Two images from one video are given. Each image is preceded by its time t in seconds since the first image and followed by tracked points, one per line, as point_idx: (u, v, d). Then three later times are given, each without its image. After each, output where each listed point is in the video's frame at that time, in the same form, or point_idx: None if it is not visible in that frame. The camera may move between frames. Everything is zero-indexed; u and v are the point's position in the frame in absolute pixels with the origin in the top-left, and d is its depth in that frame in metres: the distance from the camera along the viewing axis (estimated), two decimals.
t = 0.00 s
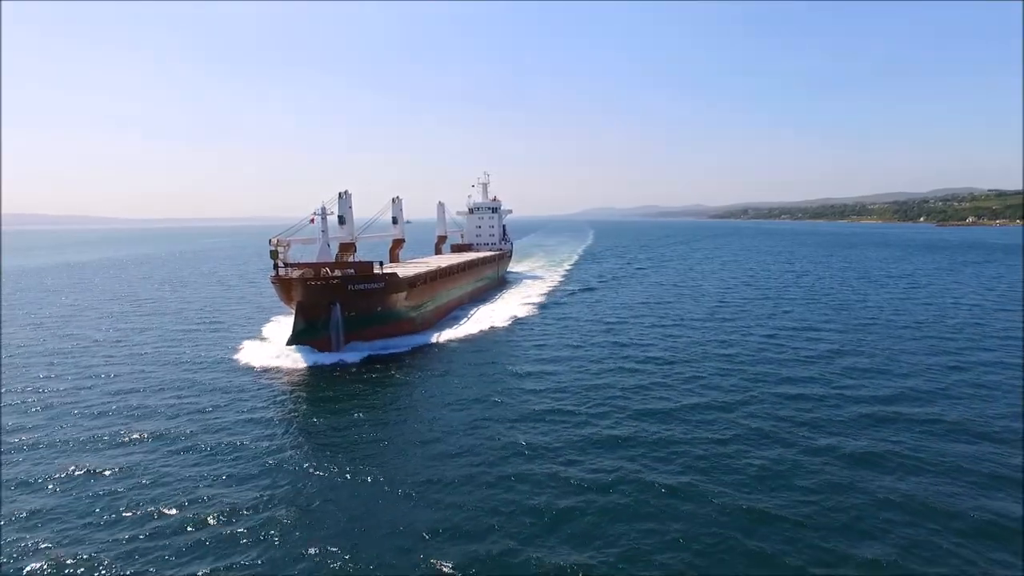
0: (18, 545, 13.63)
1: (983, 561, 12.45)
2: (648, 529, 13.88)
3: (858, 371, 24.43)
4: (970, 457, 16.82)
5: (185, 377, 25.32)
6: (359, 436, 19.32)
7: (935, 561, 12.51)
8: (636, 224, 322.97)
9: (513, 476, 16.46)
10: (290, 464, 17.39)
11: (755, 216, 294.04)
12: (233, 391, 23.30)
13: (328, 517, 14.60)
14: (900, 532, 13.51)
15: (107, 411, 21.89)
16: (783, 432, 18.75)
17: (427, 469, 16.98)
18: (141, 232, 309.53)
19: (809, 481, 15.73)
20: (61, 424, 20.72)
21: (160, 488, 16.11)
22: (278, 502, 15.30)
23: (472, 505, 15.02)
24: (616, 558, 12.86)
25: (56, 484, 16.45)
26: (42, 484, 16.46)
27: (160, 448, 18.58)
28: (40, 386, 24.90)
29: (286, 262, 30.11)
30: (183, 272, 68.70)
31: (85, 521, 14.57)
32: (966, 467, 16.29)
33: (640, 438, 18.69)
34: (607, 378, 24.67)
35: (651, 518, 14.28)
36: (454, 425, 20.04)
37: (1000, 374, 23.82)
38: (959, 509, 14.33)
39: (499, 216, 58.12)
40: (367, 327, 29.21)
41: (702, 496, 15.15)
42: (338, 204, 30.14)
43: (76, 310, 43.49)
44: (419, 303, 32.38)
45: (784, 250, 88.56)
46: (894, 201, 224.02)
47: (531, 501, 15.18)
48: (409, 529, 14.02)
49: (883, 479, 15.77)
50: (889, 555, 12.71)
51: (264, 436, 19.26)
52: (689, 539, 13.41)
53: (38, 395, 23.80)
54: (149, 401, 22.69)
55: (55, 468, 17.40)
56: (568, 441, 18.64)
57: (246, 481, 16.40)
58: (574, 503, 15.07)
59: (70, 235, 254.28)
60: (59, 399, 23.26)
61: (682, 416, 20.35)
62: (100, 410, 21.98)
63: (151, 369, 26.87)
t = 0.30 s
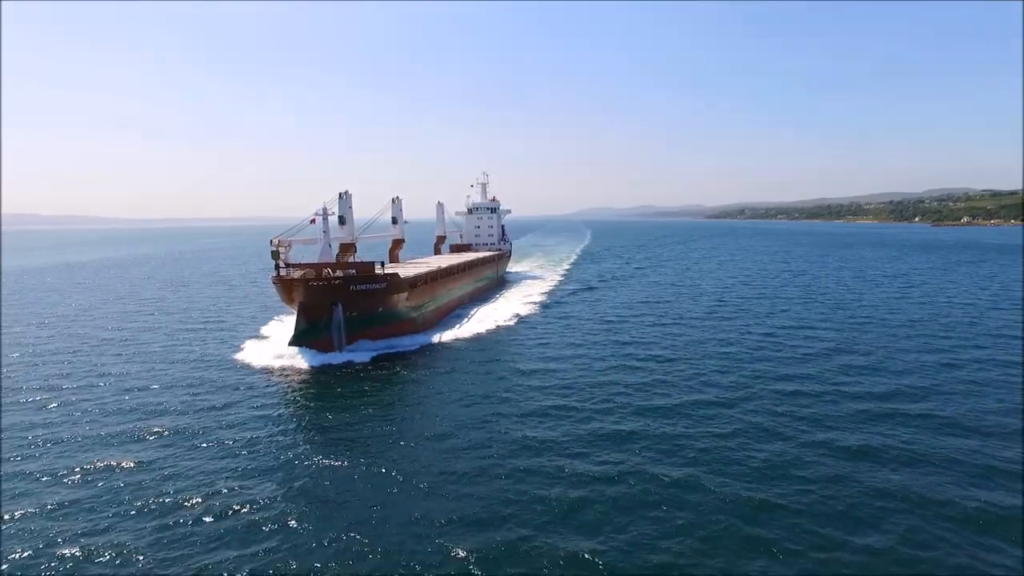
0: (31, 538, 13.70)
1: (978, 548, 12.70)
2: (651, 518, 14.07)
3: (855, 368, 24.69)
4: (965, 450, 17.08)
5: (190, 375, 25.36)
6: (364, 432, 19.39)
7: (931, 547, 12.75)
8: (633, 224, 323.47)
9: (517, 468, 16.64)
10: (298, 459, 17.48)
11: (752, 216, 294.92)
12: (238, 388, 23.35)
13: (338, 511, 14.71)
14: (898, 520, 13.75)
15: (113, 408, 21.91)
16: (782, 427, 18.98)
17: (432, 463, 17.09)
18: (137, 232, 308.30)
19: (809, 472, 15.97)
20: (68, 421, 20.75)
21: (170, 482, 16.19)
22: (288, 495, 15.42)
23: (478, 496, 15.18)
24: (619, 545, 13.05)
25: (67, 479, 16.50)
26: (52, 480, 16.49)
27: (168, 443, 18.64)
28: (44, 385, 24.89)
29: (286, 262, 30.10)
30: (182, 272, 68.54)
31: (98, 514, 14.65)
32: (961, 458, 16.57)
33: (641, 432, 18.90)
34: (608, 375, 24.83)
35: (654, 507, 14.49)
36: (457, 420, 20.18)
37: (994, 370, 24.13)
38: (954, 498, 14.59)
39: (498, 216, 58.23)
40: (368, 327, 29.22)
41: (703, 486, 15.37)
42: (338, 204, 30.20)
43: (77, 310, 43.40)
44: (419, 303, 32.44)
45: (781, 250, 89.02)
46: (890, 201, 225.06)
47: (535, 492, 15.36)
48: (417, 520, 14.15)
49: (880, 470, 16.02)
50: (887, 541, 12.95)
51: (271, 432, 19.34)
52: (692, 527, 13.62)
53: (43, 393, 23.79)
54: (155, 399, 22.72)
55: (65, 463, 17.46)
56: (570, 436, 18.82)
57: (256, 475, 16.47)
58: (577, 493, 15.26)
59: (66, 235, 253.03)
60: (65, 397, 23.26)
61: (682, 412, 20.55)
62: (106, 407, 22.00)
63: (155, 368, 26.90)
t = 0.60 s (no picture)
0: (38, 536, 13.68)
1: (974, 536, 12.94)
2: (654, 508, 14.28)
3: (852, 366, 24.95)
4: (960, 443, 17.35)
5: (193, 374, 25.35)
6: (368, 429, 19.43)
7: (928, 536, 12.99)
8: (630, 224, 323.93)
9: (521, 462, 16.81)
10: (303, 457, 17.49)
11: (748, 216, 295.87)
12: (243, 386, 23.38)
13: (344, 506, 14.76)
14: (897, 511, 13.98)
15: (116, 407, 21.89)
16: (781, 422, 19.21)
17: (437, 458, 17.21)
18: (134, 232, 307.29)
19: (808, 465, 16.20)
20: (71, 420, 20.74)
21: (175, 479, 16.18)
22: (294, 491, 15.45)
23: (482, 489, 15.32)
24: (623, 535, 13.24)
25: (72, 477, 16.50)
26: (56, 478, 16.48)
27: (173, 441, 18.64)
28: (46, 384, 24.87)
29: (288, 262, 30.11)
30: (181, 272, 68.44)
31: (104, 511, 14.65)
32: (956, 452, 16.83)
33: (643, 427, 19.10)
34: (609, 373, 25.00)
35: (656, 498, 14.69)
36: (460, 417, 20.32)
37: (988, 367, 24.44)
38: (949, 490, 14.85)
39: (497, 216, 58.34)
40: (370, 328, 29.22)
41: (704, 478, 15.58)
42: (339, 204, 30.25)
43: (76, 310, 43.34)
44: (420, 303, 32.47)
45: (778, 250, 89.44)
46: (886, 201, 226.13)
47: (538, 485, 15.51)
48: (423, 513, 14.28)
49: (878, 463, 16.28)
50: (886, 530, 13.18)
51: (275, 430, 19.36)
52: (694, 517, 13.82)
53: (46, 393, 23.77)
54: (158, 397, 22.71)
55: (70, 461, 17.46)
56: (572, 431, 18.99)
57: (262, 473, 16.45)
58: (581, 485, 15.45)
59: (62, 235, 251.40)
60: (67, 397, 23.24)
61: (682, 408, 20.75)
62: (110, 406, 22.00)
63: (158, 367, 26.90)
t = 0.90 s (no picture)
0: (37, 539, 13.51)
1: (969, 526, 13.19)
2: (656, 500, 14.44)
3: (848, 363, 25.22)
4: (953, 438, 17.65)
5: (193, 374, 25.25)
6: (371, 427, 19.51)
7: (926, 526, 13.22)
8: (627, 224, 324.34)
9: (523, 458, 16.93)
10: (306, 455, 17.44)
11: (744, 216, 296.76)
12: (248, 384, 23.46)
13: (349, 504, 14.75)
14: (894, 503, 14.20)
15: (116, 407, 21.77)
16: (779, 418, 19.41)
17: (440, 453, 17.34)
18: (129, 232, 305.58)
19: (807, 458, 16.41)
20: (71, 420, 20.58)
21: (177, 479, 16.08)
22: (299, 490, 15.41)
23: (486, 484, 15.42)
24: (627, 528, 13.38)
25: (72, 478, 16.35)
26: (56, 479, 16.35)
27: (175, 440, 18.55)
28: (46, 384, 24.77)
29: (287, 263, 29.98)
30: (177, 272, 68.12)
31: (105, 512, 14.51)
32: (949, 445, 17.15)
33: (643, 423, 19.27)
34: (608, 371, 25.16)
35: (658, 492, 14.85)
36: (462, 414, 20.40)
37: (981, 364, 24.80)
38: (945, 482, 15.11)
39: (495, 215, 58.46)
40: (371, 328, 29.26)
41: (705, 472, 15.74)
42: (339, 204, 30.34)
43: (73, 310, 43.05)
44: (421, 304, 32.56)
45: (774, 250, 89.79)
46: (881, 202, 227.34)
47: (540, 479, 15.69)
48: (428, 507, 14.41)
49: (875, 456, 16.52)
50: (884, 521, 13.40)
51: (277, 428, 19.29)
52: (696, 509, 13.98)
53: (44, 393, 23.60)
54: (159, 397, 22.59)
55: (70, 462, 17.33)
56: (573, 427, 19.14)
57: (269, 469, 16.54)
58: (583, 480, 15.59)
59: (56, 234, 249.60)
60: (66, 397, 23.07)
61: (682, 404, 20.92)
62: (109, 406, 21.87)
63: (157, 367, 26.79)
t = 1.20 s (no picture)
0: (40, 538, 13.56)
1: (961, 516, 13.52)
2: (656, 494, 14.70)
3: (843, 361, 25.53)
4: (947, 432, 17.94)
5: (193, 373, 25.35)
6: (375, 425, 19.65)
7: (921, 517, 13.50)
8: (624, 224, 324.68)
9: (525, 455, 17.11)
10: (310, 453, 17.54)
11: (741, 216, 297.42)
12: (252, 383, 23.59)
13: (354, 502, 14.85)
14: (890, 495, 14.45)
15: (118, 406, 21.84)
16: (777, 414, 19.65)
17: (443, 451, 17.51)
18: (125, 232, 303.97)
19: (804, 453, 16.69)
20: (73, 420, 20.63)
21: (185, 475, 16.22)
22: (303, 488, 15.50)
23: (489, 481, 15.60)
24: (628, 522, 13.62)
25: (75, 476, 16.41)
26: (60, 477, 16.42)
27: (178, 439, 18.62)
28: (49, 384, 24.77)
29: (288, 263, 29.94)
30: (176, 272, 68.06)
31: (108, 510, 14.58)
32: (943, 440, 17.43)
33: (643, 420, 19.46)
34: (607, 369, 25.33)
35: (659, 487, 15.06)
36: (463, 412, 20.55)
37: (975, 361, 25.11)
38: (938, 475, 15.41)
39: (494, 216, 58.57)
40: (372, 329, 29.32)
41: (705, 467, 15.98)
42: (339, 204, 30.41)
43: (71, 310, 42.96)
44: (421, 304, 32.65)
45: (771, 250, 90.11)
46: (876, 202, 228.52)
47: (541, 475, 15.88)
48: (433, 502, 14.59)
49: (870, 451, 16.79)
50: (879, 514, 13.65)
51: (280, 427, 19.35)
52: (696, 503, 14.22)
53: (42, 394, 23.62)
54: (161, 396, 22.67)
55: (73, 461, 17.39)
56: (573, 424, 19.33)
57: (279, 465, 16.73)
58: (585, 475, 15.81)
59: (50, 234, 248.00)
60: (68, 397, 23.14)
61: (681, 401, 21.13)
62: (111, 406, 21.93)
63: (158, 367, 26.85)
